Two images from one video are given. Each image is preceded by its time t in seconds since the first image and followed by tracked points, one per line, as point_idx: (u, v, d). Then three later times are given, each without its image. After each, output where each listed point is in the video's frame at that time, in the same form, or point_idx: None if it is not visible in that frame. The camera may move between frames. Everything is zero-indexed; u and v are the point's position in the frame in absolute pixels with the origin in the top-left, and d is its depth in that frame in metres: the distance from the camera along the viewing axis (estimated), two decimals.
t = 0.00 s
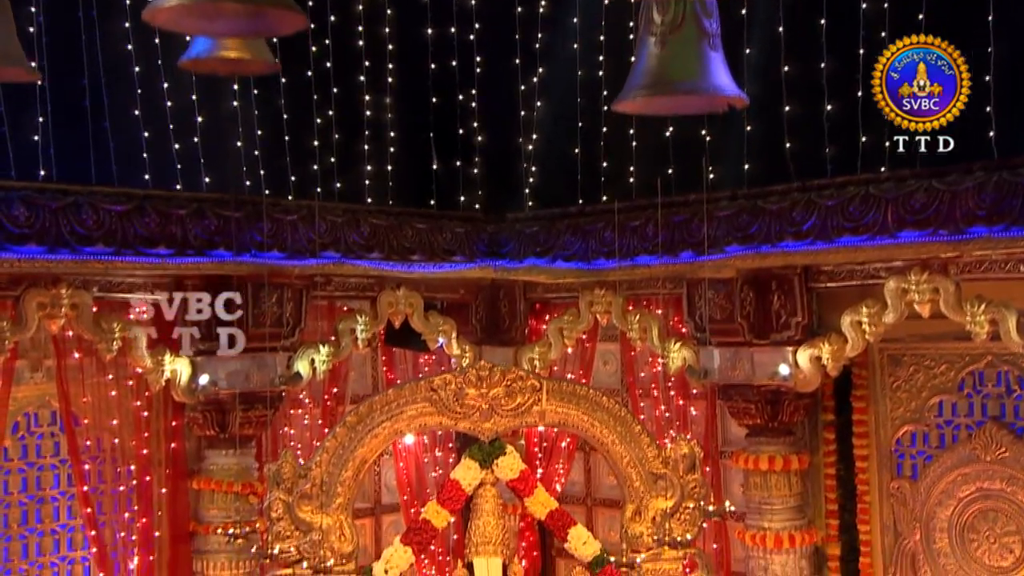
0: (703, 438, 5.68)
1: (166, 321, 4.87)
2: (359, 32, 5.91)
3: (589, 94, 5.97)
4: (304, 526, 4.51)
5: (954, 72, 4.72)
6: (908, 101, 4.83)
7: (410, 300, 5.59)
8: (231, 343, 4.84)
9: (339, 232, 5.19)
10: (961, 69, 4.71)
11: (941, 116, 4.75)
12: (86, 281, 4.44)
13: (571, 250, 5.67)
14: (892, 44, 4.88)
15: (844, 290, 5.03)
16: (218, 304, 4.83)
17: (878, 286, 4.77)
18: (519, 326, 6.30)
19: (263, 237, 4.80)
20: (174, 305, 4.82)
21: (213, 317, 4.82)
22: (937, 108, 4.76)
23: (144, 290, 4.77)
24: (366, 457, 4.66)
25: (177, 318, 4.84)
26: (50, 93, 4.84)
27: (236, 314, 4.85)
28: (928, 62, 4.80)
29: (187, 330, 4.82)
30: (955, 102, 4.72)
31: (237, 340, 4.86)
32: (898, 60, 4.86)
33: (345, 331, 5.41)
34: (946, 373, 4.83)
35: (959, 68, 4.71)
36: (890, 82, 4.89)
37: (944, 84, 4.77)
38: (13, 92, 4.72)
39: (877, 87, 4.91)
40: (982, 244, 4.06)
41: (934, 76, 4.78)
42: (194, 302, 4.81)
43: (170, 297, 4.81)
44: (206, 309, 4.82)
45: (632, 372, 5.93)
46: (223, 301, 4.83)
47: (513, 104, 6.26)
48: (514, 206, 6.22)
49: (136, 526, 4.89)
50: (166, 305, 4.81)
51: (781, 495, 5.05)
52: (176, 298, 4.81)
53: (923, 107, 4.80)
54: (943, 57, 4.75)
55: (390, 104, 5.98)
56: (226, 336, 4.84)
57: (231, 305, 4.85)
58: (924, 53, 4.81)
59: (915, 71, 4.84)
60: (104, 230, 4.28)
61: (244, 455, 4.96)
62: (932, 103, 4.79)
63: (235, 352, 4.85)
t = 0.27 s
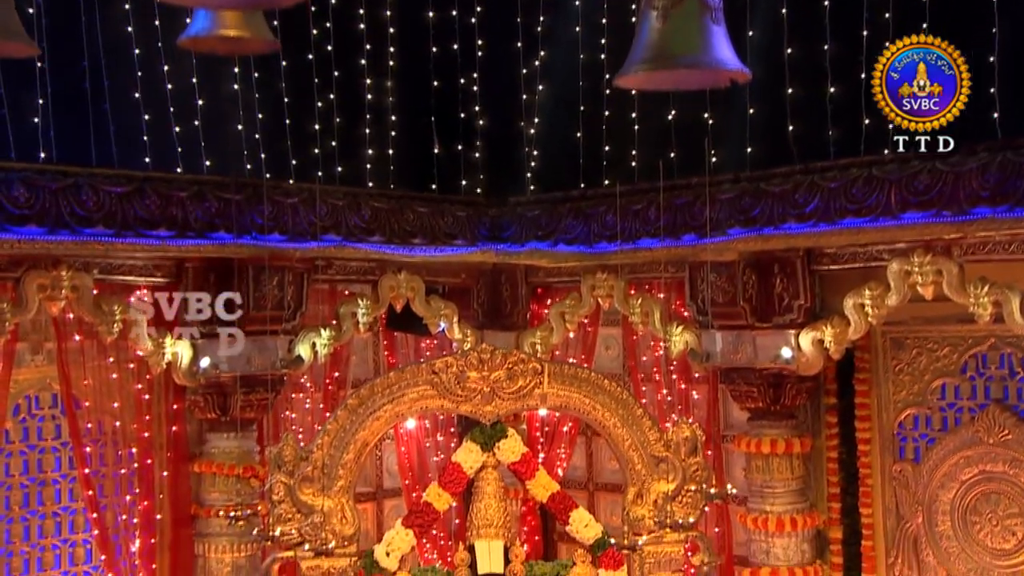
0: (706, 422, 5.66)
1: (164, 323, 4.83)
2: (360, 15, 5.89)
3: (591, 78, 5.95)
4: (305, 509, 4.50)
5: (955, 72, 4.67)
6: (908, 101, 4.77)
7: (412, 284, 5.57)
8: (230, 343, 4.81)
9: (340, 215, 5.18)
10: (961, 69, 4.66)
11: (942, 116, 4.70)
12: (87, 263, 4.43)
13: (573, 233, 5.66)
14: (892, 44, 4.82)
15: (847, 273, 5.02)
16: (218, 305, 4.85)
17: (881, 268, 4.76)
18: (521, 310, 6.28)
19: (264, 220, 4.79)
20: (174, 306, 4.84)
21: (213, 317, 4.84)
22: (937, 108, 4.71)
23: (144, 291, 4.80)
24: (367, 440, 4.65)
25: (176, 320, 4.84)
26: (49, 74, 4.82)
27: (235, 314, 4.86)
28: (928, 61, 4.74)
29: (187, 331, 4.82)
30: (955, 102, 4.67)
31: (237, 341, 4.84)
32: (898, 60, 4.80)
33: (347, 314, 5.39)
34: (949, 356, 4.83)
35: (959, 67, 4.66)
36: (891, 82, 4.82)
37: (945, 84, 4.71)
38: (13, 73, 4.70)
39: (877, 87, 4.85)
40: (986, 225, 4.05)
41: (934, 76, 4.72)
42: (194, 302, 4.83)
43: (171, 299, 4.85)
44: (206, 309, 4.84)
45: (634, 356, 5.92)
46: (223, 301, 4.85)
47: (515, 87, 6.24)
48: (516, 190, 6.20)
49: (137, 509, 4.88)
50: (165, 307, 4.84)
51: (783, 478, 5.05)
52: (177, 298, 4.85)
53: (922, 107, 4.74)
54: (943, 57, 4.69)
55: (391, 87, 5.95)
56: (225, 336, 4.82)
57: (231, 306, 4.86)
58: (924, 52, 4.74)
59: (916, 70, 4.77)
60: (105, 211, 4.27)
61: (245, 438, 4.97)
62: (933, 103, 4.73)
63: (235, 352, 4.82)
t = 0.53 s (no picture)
0: (708, 401, 5.66)
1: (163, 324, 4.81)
2: None
3: (592, 56, 5.91)
4: (306, 487, 4.49)
5: (955, 72, 4.49)
6: (908, 101, 4.57)
7: (413, 263, 5.55)
8: (230, 343, 4.78)
9: (340, 193, 5.16)
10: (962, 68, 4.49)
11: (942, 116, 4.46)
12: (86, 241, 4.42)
13: (575, 212, 5.64)
14: (893, 45, 4.70)
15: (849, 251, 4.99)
16: (218, 304, 4.83)
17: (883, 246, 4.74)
18: (522, 291, 6.27)
19: (263, 198, 4.77)
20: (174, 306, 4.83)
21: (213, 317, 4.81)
22: (938, 107, 4.48)
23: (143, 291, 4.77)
24: (368, 419, 4.64)
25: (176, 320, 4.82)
26: (48, 51, 4.80)
27: (235, 313, 4.83)
28: (929, 61, 4.57)
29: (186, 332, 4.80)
30: (955, 103, 4.46)
31: (237, 340, 4.81)
32: (898, 60, 4.66)
33: (347, 293, 5.36)
34: (951, 334, 4.82)
35: (960, 67, 4.49)
36: (891, 82, 4.66)
37: (945, 85, 4.51)
38: (12, 49, 4.68)
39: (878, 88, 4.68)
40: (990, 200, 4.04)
41: (934, 75, 4.53)
42: (195, 302, 4.82)
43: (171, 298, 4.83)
44: (206, 309, 4.81)
45: (636, 336, 5.90)
46: (223, 301, 4.83)
47: (516, 66, 6.21)
48: (518, 170, 6.17)
49: (138, 487, 4.88)
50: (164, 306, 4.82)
51: (785, 457, 5.04)
52: (176, 298, 4.81)
53: (923, 107, 4.51)
54: (944, 57, 4.54)
55: (392, 66, 5.92)
56: (225, 336, 4.79)
57: (231, 305, 4.84)
58: (925, 52, 4.59)
59: (916, 70, 4.59)
60: (103, 188, 4.25)
61: (245, 417, 4.96)
62: (933, 104, 4.50)
63: (235, 352, 4.80)
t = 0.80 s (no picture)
0: (709, 380, 5.65)
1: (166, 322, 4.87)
2: None
3: (593, 33, 5.83)
4: (306, 464, 4.48)
5: (955, 72, 4.38)
6: (908, 100, 4.37)
7: (413, 242, 5.54)
8: (230, 344, 4.81)
9: (340, 171, 5.14)
10: (962, 69, 4.37)
11: (942, 114, 4.23)
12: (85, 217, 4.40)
13: (575, 191, 5.62)
14: (893, 46, 4.59)
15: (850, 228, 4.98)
16: (218, 303, 4.78)
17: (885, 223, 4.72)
18: (522, 271, 6.25)
19: (263, 175, 4.75)
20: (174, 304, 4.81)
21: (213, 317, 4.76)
22: (938, 106, 4.28)
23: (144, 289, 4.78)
24: (368, 396, 4.62)
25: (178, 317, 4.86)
26: (46, 28, 4.76)
27: (235, 314, 4.78)
28: (929, 61, 4.46)
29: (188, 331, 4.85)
30: (956, 102, 4.26)
31: (237, 340, 4.83)
32: (899, 59, 4.54)
33: (347, 272, 5.34)
34: (954, 312, 4.80)
35: (960, 67, 4.37)
36: (890, 82, 4.51)
37: (945, 84, 4.37)
38: (10, 26, 4.66)
39: (878, 89, 4.52)
40: (993, 175, 4.04)
41: (934, 75, 4.40)
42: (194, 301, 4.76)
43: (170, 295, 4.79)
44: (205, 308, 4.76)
45: (636, 315, 5.88)
46: (223, 301, 4.77)
47: (517, 45, 6.18)
48: (519, 149, 6.12)
49: (138, 465, 4.89)
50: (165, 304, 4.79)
51: (785, 436, 5.03)
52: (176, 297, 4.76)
53: (923, 107, 4.26)
54: (943, 56, 4.44)
55: (392, 44, 5.89)
56: (225, 338, 4.80)
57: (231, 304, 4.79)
58: (924, 53, 4.49)
59: (916, 69, 4.47)
60: (102, 163, 4.24)
61: (245, 396, 4.95)
62: (933, 104, 4.26)
63: (236, 352, 4.84)
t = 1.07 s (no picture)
0: (709, 363, 5.63)
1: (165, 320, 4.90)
2: None
3: (593, 16, 5.79)
4: (306, 447, 4.48)
5: (955, 73, 4.30)
6: (908, 99, 4.31)
7: (413, 226, 5.52)
8: (230, 344, 4.85)
9: (339, 154, 5.13)
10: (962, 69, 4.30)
11: (943, 116, 4.19)
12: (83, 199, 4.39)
13: (575, 174, 5.60)
14: (893, 45, 4.51)
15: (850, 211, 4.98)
16: (218, 302, 4.77)
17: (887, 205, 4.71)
18: (523, 256, 6.24)
19: (261, 157, 4.73)
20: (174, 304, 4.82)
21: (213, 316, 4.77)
22: (938, 106, 4.24)
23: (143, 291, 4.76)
24: (367, 379, 4.61)
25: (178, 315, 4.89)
26: (43, 10, 4.73)
27: (235, 314, 4.78)
28: (930, 61, 4.40)
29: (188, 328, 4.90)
30: (955, 103, 4.19)
31: (237, 339, 4.87)
32: (899, 59, 4.46)
33: (348, 255, 5.33)
34: (954, 295, 4.79)
35: (960, 67, 4.30)
36: (890, 82, 4.43)
37: (945, 84, 4.31)
38: (7, 7, 4.62)
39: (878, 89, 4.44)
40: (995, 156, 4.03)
41: (934, 75, 4.33)
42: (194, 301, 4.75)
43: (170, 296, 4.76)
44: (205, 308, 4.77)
45: (637, 299, 5.87)
46: (223, 301, 4.76)
47: (517, 29, 6.11)
48: (518, 133, 6.09)
49: (138, 448, 4.88)
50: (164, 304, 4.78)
51: (785, 419, 5.03)
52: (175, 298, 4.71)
53: (923, 107, 4.24)
54: (944, 56, 4.38)
55: (391, 28, 5.86)
56: (225, 337, 4.85)
57: (232, 304, 4.78)
58: (925, 53, 4.42)
59: (916, 69, 4.40)
60: (100, 145, 4.23)
61: (245, 378, 4.96)
62: (933, 104, 4.24)
63: (236, 351, 4.87)
